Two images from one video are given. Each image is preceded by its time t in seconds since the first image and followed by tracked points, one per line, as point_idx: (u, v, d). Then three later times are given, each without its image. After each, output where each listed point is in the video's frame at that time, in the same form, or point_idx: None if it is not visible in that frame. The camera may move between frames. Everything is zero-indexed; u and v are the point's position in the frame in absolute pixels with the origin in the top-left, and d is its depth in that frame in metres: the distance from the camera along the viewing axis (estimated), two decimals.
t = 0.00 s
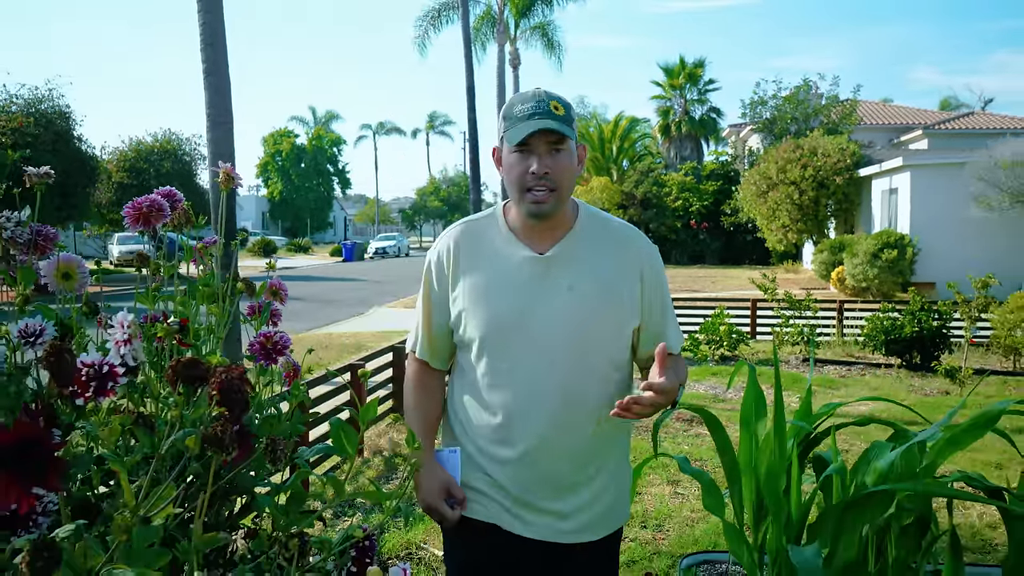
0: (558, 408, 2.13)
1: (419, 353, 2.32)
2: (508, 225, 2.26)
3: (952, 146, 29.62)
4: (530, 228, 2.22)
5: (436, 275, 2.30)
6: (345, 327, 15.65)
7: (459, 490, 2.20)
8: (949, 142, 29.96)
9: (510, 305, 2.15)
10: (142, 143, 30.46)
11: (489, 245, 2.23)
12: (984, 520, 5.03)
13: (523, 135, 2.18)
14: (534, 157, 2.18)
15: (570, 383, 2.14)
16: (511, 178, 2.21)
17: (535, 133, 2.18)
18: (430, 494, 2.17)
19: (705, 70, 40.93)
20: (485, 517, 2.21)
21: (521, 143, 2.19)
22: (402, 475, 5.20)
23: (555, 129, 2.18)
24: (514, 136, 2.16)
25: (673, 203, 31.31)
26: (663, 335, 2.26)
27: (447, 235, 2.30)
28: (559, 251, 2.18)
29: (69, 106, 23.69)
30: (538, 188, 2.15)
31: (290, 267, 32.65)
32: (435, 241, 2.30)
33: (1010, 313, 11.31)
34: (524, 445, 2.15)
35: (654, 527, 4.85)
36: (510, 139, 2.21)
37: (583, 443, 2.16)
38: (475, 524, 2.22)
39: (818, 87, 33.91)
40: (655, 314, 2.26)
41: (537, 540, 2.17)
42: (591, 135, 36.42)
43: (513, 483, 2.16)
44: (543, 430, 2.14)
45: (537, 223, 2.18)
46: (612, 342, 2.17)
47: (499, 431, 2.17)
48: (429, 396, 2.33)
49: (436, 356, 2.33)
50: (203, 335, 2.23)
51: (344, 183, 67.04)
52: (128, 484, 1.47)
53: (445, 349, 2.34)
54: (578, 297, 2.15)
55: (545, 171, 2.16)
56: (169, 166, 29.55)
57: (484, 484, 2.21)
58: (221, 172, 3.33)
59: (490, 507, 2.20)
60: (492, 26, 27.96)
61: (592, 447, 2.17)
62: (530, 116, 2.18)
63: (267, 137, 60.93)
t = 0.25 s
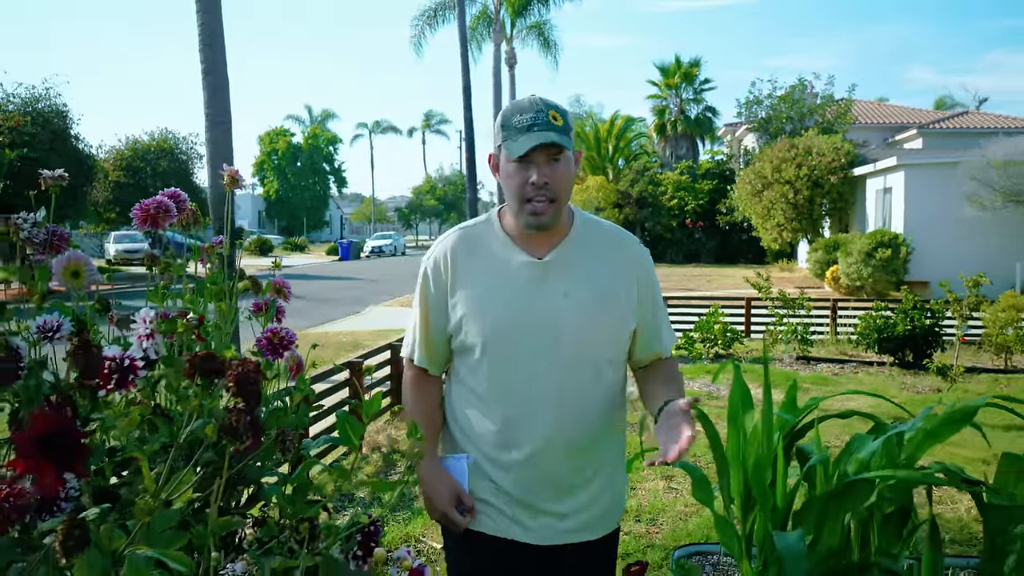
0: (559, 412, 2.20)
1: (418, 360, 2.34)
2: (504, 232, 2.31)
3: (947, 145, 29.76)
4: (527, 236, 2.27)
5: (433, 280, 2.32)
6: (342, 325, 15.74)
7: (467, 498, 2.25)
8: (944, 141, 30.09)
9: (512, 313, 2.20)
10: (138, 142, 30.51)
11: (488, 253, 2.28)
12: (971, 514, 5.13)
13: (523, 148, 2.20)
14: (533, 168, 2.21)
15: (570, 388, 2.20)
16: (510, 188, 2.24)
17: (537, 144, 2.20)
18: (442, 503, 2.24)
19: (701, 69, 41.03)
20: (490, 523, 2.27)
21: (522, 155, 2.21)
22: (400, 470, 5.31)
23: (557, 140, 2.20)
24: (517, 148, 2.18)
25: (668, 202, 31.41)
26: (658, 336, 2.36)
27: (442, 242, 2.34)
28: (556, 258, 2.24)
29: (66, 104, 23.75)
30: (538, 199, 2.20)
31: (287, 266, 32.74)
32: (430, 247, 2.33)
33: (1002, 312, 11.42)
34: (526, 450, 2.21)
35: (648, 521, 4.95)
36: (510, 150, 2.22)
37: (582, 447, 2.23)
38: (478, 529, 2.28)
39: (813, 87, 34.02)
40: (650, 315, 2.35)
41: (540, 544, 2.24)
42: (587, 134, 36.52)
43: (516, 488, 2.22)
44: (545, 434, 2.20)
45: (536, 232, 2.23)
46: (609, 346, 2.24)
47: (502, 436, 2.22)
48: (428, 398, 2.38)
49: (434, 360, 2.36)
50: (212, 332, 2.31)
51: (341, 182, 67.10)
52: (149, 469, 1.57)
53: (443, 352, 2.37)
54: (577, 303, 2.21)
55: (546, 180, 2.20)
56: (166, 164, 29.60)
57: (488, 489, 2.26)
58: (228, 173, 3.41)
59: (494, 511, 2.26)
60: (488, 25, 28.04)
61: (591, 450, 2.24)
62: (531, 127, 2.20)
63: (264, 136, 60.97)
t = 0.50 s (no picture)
0: (558, 410, 2.22)
1: (408, 364, 2.30)
2: (494, 229, 2.32)
3: (943, 144, 29.88)
4: (518, 229, 2.29)
5: (423, 278, 2.31)
6: (341, 323, 15.81)
7: (475, 499, 2.20)
8: (940, 140, 30.21)
9: (509, 310, 2.21)
10: (136, 141, 30.56)
11: (479, 251, 2.28)
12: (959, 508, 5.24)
13: (505, 130, 2.25)
14: (518, 152, 2.25)
15: (568, 386, 2.22)
16: (496, 176, 2.26)
17: (516, 127, 2.25)
18: (438, 511, 2.19)
19: (698, 68, 41.14)
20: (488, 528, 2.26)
21: (502, 138, 2.26)
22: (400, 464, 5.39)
23: (539, 122, 2.25)
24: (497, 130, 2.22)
25: (665, 201, 31.52)
26: (648, 329, 2.41)
27: (430, 241, 2.34)
28: (549, 253, 2.26)
29: (64, 103, 23.80)
30: (523, 183, 2.22)
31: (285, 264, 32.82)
32: (418, 247, 2.33)
33: (994, 310, 11.53)
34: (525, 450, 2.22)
35: (644, 514, 5.04)
36: (491, 135, 2.27)
37: (581, 443, 2.25)
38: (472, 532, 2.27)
39: (810, 86, 34.14)
40: (640, 311, 2.40)
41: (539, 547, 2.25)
42: (584, 133, 36.61)
43: (515, 491, 2.23)
44: (543, 433, 2.22)
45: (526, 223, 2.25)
46: (602, 341, 2.27)
47: (500, 436, 2.22)
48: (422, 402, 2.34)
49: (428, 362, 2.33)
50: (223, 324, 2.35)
51: (338, 181, 67.18)
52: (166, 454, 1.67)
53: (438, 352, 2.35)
54: (573, 298, 2.24)
55: (529, 165, 2.22)
56: (164, 163, 29.67)
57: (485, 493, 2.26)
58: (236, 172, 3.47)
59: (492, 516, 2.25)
60: (486, 25, 28.13)
61: (588, 449, 2.27)
62: (513, 110, 2.24)
63: (261, 134, 61.02)
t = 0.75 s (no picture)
0: (547, 401, 2.15)
1: (386, 351, 2.23)
2: (475, 216, 2.24)
3: (939, 143, 29.98)
4: (500, 212, 2.21)
5: (407, 268, 2.23)
6: (340, 321, 15.91)
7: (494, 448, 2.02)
8: (936, 138, 30.31)
9: (494, 297, 2.13)
10: (135, 138, 30.64)
11: (462, 237, 2.20)
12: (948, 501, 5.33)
13: (475, 110, 2.20)
14: (489, 129, 2.18)
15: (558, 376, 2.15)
16: (472, 156, 2.19)
17: (490, 103, 2.20)
18: (456, 451, 1.99)
19: (696, 66, 41.22)
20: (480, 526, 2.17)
21: (476, 116, 2.20)
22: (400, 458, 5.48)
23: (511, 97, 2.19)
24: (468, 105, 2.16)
25: (662, 199, 31.64)
26: (638, 316, 2.34)
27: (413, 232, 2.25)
28: (532, 236, 2.18)
29: (63, 100, 23.89)
30: (498, 159, 2.14)
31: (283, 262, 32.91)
32: (402, 237, 2.25)
33: (988, 307, 11.62)
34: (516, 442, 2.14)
35: (639, 507, 5.14)
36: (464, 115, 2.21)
37: (572, 434, 2.17)
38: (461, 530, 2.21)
39: (807, 85, 34.24)
40: (632, 298, 2.33)
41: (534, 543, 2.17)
42: (582, 132, 36.70)
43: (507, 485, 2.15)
44: (533, 423, 2.14)
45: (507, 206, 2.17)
46: (593, 329, 2.18)
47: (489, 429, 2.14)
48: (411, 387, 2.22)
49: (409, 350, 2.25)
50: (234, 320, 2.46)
51: (336, 178, 67.26)
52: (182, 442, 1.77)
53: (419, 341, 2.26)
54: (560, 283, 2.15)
55: (503, 142, 2.14)
56: (162, 160, 29.76)
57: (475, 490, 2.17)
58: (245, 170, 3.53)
59: (484, 515, 2.16)
60: (484, 23, 28.21)
61: (580, 441, 2.18)
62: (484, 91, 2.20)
63: (259, 132, 61.10)
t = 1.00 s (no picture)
0: (537, 393, 2.24)
1: (372, 345, 2.33)
2: (466, 213, 2.34)
3: (935, 141, 30.10)
4: (491, 208, 2.30)
5: (397, 264, 2.34)
6: (339, 319, 16.00)
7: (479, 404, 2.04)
8: (932, 136, 30.45)
9: (484, 290, 2.22)
10: (132, 137, 30.72)
11: (453, 234, 2.30)
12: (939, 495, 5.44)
13: (465, 107, 2.28)
14: (479, 127, 2.28)
15: (546, 368, 2.23)
16: (462, 151, 2.28)
17: (480, 101, 2.28)
18: (446, 406, 2.04)
19: (692, 65, 41.36)
20: (475, 517, 2.25)
21: (465, 113, 2.29)
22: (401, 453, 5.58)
23: (499, 94, 2.28)
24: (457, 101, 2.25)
25: (659, 198, 31.76)
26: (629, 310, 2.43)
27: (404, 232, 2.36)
28: (521, 233, 2.27)
29: (62, 100, 23.95)
30: (486, 154, 2.23)
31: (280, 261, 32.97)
32: (392, 237, 2.35)
33: (982, 304, 11.74)
34: (507, 432, 2.24)
35: (637, 500, 5.23)
36: (455, 113, 2.31)
37: (561, 424, 2.26)
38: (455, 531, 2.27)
39: (803, 83, 34.36)
40: (621, 290, 2.43)
41: (528, 534, 2.24)
42: (579, 130, 36.80)
43: (500, 473, 2.24)
44: (524, 413, 2.23)
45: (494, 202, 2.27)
46: (579, 321, 2.28)
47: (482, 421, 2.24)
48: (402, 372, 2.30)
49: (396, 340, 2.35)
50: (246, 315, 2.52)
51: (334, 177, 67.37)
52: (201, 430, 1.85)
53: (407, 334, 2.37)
54: (548, 278, 2.24)
55: (493, 139, 2.24)
56: (160, 160, 29.84)
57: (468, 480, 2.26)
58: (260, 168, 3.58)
59: (478, 505, 2.25)
60: (481, 22, 28.30)
61: (570, 430, 2.27)
62: (474, 85, 2.28)
63: (257, 131, 61.19)
